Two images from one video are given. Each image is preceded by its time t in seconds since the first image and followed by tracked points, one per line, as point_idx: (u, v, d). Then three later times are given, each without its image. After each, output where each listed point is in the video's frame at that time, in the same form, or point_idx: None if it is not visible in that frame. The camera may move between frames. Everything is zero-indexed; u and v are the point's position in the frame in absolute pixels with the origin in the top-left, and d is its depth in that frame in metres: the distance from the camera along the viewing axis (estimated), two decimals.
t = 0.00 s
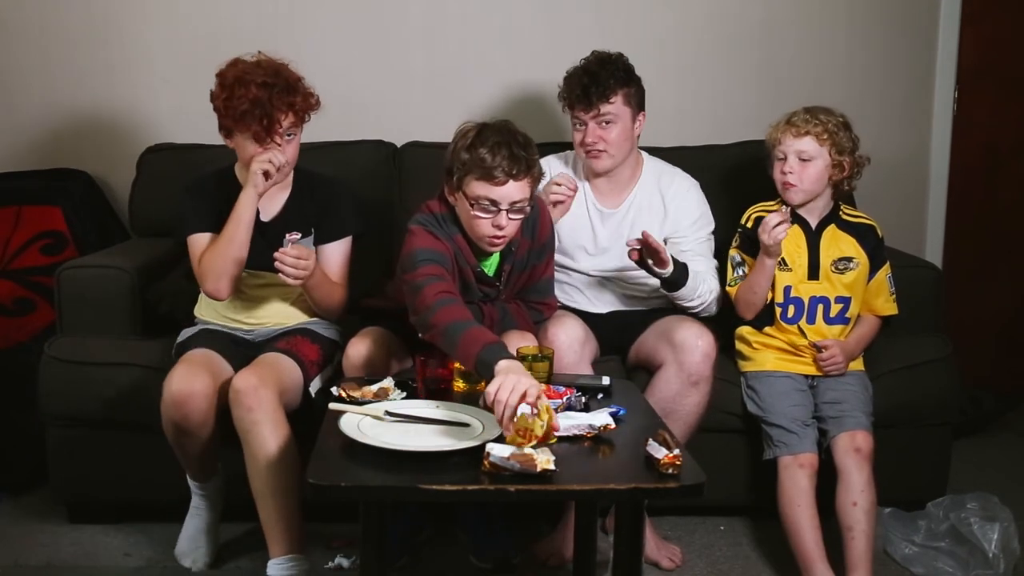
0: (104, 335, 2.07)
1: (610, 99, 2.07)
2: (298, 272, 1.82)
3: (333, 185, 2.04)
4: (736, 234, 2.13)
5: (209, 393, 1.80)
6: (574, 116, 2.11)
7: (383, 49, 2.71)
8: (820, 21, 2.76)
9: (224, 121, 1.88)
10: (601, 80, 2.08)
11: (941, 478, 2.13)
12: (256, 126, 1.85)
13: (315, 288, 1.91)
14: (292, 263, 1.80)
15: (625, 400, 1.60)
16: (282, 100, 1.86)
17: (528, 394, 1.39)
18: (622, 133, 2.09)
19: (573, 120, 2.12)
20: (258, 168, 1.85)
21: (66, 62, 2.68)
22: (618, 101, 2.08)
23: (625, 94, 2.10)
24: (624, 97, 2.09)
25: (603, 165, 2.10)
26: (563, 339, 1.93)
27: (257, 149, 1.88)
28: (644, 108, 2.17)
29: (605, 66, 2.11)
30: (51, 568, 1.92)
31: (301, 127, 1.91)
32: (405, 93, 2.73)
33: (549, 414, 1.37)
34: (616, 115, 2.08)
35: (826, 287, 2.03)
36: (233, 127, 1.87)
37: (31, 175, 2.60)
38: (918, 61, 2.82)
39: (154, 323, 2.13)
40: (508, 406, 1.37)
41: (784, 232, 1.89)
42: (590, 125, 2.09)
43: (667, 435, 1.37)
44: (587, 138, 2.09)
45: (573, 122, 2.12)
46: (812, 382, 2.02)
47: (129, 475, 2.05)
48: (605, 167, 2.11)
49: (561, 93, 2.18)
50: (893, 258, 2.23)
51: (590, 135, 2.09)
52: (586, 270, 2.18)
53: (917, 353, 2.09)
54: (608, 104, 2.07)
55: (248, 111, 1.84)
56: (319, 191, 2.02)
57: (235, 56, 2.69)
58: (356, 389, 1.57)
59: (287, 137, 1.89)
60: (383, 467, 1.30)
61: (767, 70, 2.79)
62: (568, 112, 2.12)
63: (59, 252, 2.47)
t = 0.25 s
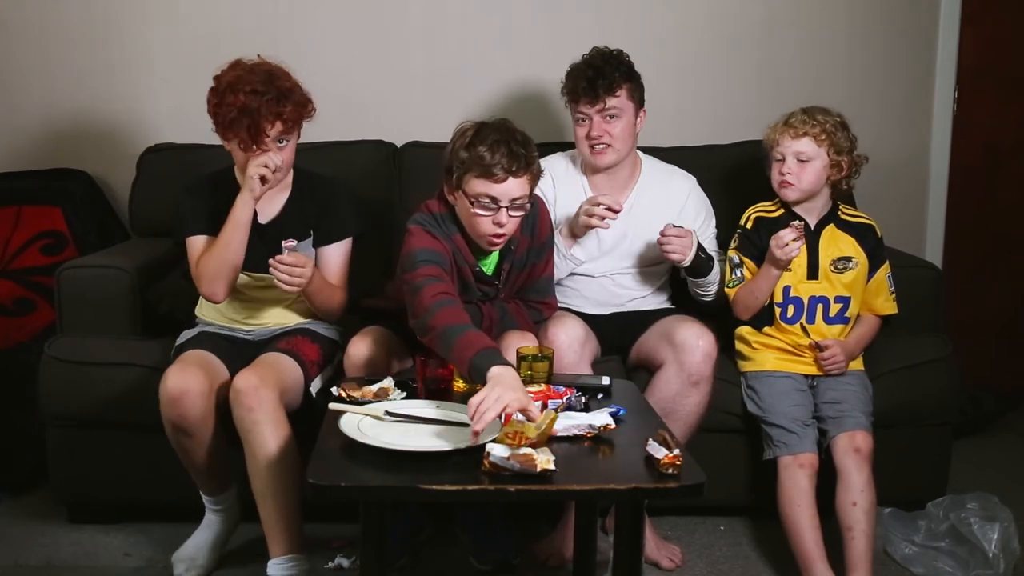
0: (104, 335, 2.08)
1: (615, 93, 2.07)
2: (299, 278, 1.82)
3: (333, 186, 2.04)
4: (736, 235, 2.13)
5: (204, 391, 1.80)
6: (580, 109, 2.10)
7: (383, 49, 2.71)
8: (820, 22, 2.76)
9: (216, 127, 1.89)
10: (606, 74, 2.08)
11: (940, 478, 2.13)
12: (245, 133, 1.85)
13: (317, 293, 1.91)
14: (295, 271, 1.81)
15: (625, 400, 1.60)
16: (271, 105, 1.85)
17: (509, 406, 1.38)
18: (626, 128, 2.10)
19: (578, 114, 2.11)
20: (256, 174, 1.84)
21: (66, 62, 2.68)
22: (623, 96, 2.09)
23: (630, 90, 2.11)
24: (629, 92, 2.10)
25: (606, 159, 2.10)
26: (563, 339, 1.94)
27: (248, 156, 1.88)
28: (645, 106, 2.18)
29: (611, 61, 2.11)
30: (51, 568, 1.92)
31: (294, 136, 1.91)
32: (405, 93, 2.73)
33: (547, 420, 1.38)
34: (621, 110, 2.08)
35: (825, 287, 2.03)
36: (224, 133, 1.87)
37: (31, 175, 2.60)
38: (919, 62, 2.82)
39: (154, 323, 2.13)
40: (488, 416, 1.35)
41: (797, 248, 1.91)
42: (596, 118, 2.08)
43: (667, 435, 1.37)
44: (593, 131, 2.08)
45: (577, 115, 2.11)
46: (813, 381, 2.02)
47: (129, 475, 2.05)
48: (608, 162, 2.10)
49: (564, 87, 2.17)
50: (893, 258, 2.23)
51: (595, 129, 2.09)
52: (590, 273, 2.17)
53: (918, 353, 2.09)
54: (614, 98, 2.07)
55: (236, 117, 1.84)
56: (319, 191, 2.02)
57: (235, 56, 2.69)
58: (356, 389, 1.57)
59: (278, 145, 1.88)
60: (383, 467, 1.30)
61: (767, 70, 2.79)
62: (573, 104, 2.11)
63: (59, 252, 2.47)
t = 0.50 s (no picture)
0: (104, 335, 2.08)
1: (639, 86, 2.09)
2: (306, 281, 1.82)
3: (333, 186, 2.04)
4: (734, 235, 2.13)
5: (216, 393, 1.81)
6: (602, 97, 2.08)
7: (383, 49, 2.71)
8: (820, 21, 2.77)
9: (206, 121, 1.90)
10: (632, 66, 2.10)
11: (940, 478, 2.14)
12: (230, 123, 1.86)
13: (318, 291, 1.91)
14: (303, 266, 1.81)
15: (625, 400, 1.60)
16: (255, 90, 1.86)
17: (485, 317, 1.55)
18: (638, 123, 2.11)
19: (598, 102, 2.09)
20: (246, 209, 1.80)
21: (66, 62, 2.68)
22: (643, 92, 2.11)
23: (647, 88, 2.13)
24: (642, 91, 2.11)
25: (620, 151, 2.10)
26: (562, 339, 1.93)
27: (238, 147, 1.89)
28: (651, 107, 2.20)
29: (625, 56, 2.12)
30: (51, 568, 1.92)
31: (285, 123, 1.90)
32: (405, 93, 2.73)
33: (548, 422, 1.40)
34: (640, 104, 2.10)
35: (825, 286, 2.03)
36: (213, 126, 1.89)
37: (31, 174, 2.60)
38: (919, 61, 2.82)
39: (154, 323, 2.13)
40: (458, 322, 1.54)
41: (793, 251, 1.90)
42: (618, 108, 2.08)
43: (667, 435, 1.37)
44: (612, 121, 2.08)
45: (596, 103, 2.09)
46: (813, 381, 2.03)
47: (129, 474, 2.05)
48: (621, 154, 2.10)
49: (580, 76, 2.15)
50: (893, 258, 2.23)
51: (619, 118, 2.08)
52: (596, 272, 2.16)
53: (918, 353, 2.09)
54: (637, 90, 2.09)
55: (222, 107, 1.85)
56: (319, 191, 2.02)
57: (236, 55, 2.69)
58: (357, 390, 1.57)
59: (267, 133, 1.88)
60: (384, 467, 1.30)
61: (767, 69, 2.79)
62: (594, 92, 2.09)
63: (59, 252, 2.45)
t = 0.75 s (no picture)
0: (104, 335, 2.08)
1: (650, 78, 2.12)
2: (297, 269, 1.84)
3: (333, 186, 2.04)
4: (732, 238, 2.12)
5: (221, 393, 1.80)
6: (617, 80, 2.09)
7: (383, 49, 2.71)
8: (820, 21, 2.77)
9: (189, 115, 1.98)
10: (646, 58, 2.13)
11: (940, 478, 2.14)
12: (203, 104, 1.93)
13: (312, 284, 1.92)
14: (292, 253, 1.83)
15: (625, 400, 1.60)
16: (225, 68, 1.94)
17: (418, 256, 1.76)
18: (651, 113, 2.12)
19: (612, 86, 2.10)
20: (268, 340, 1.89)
21: (66, 62, 2.68)
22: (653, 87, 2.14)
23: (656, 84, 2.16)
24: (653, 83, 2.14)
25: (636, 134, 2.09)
26: (561, 339, 1.93)
27: (218, 128, 1.94)
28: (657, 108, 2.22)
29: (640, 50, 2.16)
30: (51, 568, 1.92)
31: (261, 100, 1.96)
32: (405, 93, 2.73)
33: (547, 422, 1.40)
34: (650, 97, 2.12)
35: (827, 287, 2.03)
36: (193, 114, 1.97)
37: (31, 174, 2.60)
38: (918, 61, 2.82)
39: (154, 322, 2.13)
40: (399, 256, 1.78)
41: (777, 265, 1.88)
42: (633, 91, 2.09)
43: (667, 435, 1.37)
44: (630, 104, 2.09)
45: (609, 87, 2.10)
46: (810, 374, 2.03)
47: (129, 474, 2.05)
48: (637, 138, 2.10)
49: (591, 65, 2.16)
50: (893, 258, 2.23)
51: (632, 101, 2.09)
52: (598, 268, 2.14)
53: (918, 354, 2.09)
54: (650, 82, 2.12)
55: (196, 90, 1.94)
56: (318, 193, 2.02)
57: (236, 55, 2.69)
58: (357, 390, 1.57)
59: (241, 108, 1.93)
60: (383, 468, 1.30)
61: (767, 69, 2.79)
62: (608, 75, 2.10)
63: (58, 251, 2.46)
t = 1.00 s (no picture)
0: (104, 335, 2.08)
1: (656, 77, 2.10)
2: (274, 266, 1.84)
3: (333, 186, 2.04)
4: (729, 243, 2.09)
5: (220, 394, 1.80)
6: (624, 78, 2.09)
7: (383, 49, 2.71)
8: (820, 21, 2.77)
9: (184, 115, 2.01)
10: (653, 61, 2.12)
11: (940, 478, 2.14)
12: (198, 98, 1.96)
13: (303, 287, 1.92)
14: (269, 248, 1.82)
15: (625, 400, 1.61)
16: (219, 64, 1.98)
17: (381, 282, 1.84)
18: (659, 111, 2.11)
19: (618, 83, 2.09)
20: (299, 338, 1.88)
21: (66, 62, 2.68)
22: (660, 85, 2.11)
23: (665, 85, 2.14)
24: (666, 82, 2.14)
25: (637, 133, 2.08)
26: (558, 340, 1.94)
27: (212, 120, 1.95)
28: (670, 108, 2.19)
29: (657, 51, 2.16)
30: (51, 568, 1.92)
31: (254, 93, 1.98)
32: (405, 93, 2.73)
33: (548, 422, 1.40)
34: (656, 96, 2.10)
35: (826, 293, 2.04)
36: (189, 110, 1.99)
37: (31, 174, 2.60)
38: (918, 61, 2.82)
39: (154, 323, 2.13)
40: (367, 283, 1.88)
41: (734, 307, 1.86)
42: (637, 90, 2.08)
43: (667, 435, 1.38)
44: (633, 101, 2.08)
45: (615, 85, 2.10)
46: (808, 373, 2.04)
47: (129, 474, 2.04)
48: (637, 137, 2.08)
49: (603, 66, 2.16)
50: (893, 258, 2.23)
51: (636, 98, 2.08)
52: (596, 273, 2.16)
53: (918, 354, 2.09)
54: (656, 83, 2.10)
55: (191, 86, 1.97)
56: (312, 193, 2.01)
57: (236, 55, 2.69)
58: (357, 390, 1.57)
59: (235, 100, 1.95)
60: (383, 468, 1.30)
61: (767, 69, 2.79)
62: (614, 70, 2.11)
63: (58, 251, 2.45)
